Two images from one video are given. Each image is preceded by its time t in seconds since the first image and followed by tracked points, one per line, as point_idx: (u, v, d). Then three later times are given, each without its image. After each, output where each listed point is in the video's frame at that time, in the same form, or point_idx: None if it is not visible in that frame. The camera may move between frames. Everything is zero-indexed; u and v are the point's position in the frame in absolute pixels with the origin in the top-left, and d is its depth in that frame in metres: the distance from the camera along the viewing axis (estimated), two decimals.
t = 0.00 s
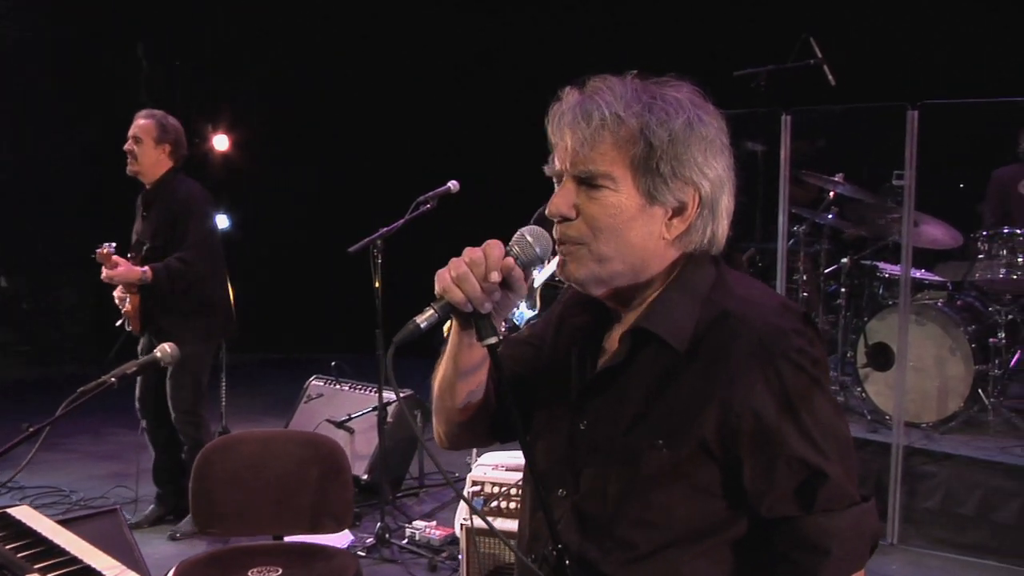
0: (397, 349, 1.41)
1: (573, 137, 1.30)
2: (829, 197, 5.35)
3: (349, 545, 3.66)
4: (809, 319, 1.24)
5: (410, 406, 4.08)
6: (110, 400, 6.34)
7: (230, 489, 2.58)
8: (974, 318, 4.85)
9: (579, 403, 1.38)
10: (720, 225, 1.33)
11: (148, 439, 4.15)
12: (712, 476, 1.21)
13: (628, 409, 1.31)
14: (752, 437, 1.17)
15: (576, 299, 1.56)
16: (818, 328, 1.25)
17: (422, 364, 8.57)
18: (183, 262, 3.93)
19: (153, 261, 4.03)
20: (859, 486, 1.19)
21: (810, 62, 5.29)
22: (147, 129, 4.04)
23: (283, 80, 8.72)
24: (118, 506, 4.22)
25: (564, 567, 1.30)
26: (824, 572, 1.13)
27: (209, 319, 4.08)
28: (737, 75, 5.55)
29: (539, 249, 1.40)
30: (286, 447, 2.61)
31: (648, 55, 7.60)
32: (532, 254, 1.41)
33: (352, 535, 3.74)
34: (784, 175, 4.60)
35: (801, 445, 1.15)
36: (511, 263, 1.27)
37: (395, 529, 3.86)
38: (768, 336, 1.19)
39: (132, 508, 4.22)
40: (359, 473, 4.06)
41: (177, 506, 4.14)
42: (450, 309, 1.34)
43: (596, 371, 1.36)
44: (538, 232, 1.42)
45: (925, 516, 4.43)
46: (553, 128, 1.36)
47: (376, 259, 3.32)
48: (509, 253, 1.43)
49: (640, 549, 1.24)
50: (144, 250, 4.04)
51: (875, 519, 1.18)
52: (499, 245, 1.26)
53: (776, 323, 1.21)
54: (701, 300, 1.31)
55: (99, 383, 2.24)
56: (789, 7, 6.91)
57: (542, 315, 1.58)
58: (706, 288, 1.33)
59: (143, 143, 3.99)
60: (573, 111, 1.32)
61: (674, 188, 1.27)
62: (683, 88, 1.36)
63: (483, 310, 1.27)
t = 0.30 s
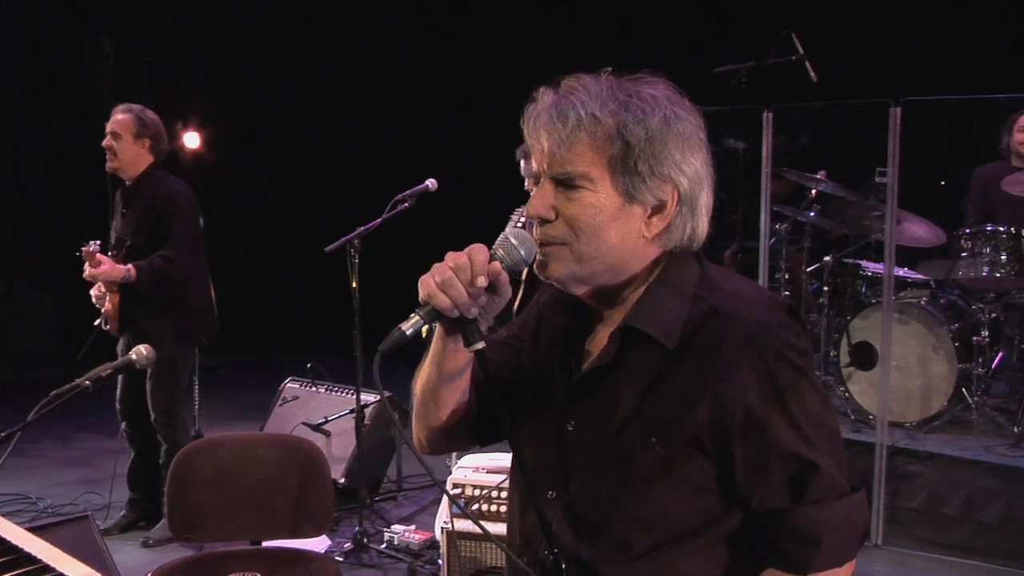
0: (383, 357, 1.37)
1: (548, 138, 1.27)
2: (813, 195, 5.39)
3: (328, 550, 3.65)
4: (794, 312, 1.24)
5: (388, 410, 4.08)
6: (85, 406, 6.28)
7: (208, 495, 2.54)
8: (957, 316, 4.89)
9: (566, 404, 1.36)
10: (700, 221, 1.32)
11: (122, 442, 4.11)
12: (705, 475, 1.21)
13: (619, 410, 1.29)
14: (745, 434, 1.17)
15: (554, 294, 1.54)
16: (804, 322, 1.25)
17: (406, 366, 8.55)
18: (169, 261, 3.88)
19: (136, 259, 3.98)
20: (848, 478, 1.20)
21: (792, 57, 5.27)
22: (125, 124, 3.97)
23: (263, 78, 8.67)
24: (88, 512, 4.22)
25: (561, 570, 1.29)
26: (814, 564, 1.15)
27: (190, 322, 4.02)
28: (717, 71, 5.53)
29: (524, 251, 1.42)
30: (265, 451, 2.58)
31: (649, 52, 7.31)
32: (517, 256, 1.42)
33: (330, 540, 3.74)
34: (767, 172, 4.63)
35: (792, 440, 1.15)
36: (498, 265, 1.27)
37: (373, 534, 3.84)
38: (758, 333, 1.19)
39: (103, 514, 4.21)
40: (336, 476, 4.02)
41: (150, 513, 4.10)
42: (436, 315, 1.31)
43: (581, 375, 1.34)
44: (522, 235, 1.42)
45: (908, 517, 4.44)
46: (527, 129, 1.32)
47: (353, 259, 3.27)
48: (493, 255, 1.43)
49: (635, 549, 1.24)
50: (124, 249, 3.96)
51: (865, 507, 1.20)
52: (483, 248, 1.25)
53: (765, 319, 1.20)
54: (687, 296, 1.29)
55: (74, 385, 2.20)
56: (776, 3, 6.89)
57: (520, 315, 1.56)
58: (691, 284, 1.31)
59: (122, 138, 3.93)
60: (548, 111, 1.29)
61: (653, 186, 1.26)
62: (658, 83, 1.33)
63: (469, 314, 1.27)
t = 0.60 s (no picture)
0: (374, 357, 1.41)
1: (533, 137, 1.29)
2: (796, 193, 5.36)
3: (308, 554, 3.66)
4: (782, 308, 1.26)
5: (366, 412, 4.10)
6: (62, 410, 6.22)
7: (185, 499, 2.51)
8: (942, 315, 4.85)
9: (556, 404, 1.38)
10: (684, 215, 1.34)
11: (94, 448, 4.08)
12: (696, 473, 1.23)
13: (609, 410, 1.30)
14: (734, 431, 1.19)
15: (540, 296, 1.55)
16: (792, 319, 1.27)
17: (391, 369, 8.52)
18: (153, 265, 3.85)
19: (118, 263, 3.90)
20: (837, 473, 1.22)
21: (775, 54, 5.26)
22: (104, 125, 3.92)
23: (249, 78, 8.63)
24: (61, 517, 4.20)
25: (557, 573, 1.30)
26: (806, 560, 1.17)
27: (169, 326, 3.99)
28: (699, 70, 5.52)
29: (513, 253, 1.40)
30: (243, 455, 2.56)
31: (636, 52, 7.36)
32: (506, 258, 1.41)
33: (308, 545, 3.74)
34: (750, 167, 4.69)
35: (780, 436, 1.17)
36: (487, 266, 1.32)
37: (353, 538, 3.86)
38: (745, 330, 1.21)
39: (76, 519, 4.19)
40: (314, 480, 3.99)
41: (123, 519, 4.08)
42: (426, 317, 1.35)
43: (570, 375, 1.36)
44: (513, 236, 1.42)
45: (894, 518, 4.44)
46: (511, 129, 1.34)
47: (332, 258, 3.22)
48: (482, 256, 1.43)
49: (626, 551, 1.25)
50: (104, 252, 3.90)
51: (853, 504, 1.22)
52: (473, 252, 1.29)
53: (752, 316, 1.22)
54: (675, 293, 1.31)
55: (49, 388, 2.15)
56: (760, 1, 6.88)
57: (503, 314, 1.57)
58: (678, 280, 1.33)
59: (101, 139, 3.88)
60: (531, 110, 1.30)
61: (639, 182, 1.28)
62: (638, 79, 1.35)
63: (460, 317, 1.31)
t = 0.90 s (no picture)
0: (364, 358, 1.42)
1: (527, 137, 1.32)
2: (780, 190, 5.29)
3: (286, 558, 3.68)
4: (772, 311, 1.30)
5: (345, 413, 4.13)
6: (38, 414, 6.15)
7: (165, 501, 2.53)
8: (925, 313, 4.88)
9: (546, 404, 1.41)
10: (676, 214, 1.37)
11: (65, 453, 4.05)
12: (687, 472, 1.26)
13: (601, 408, 1.33)
14: (725, 431, 1.22)
15: (530, 295, 1.56)
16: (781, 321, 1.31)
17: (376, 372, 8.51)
18: (124, 263, 3.81)
19: (86, 260, 3.85)
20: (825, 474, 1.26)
21: (757, 51, 5.26)
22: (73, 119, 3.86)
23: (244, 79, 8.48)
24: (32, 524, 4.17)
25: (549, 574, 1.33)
26: (796, 560, 1.21)
27: (143, 326, 3.95)
28: (681, 66, 5.49)
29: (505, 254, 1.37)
30: (221, 458, 2.57)
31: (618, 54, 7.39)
32: (498, 260, 1.38)
33: (287, 549, 3.74)
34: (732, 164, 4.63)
35: (771, 436, 1.21)
36: (486, 274, 1.35)
37: (333, 542, 3.87)
38: (736, 330, 1.25)
39: (48, 526, 4.16)
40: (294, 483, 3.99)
41: (96, 524, 4.05)
42: (415, 319, 1.36)
43: (561, 375, 1.39)
44: (503, 238, 1.38)
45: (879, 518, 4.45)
46: (504, 129, 1.36)
47: (310, 258, 3.20)
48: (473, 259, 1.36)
49: (615, 550, 1.28)
50: (74, 249, 3.85)
51: (841, 505, 1.26)
52: (461, 252, 1.30)
53: (744, 317, 1.26)
54: (665, 294, 1.34)
55: (24, 391, 2.12)
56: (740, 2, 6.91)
57: (493, 314, 1.56)
58: (669, 281, 1.36)
59: (70, 134, 3.81)
60: (524, 110, 1.33)
61: (632, 181, 1.30)
62: (628, 79, 1.38)
63: (452, 319, 1.33)
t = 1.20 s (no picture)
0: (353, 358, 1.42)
1: (511, 132, 1.30)
2: (762, 189, 5.31)
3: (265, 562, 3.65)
4: (761, 308, 1.28)
5: (322, 416, 4.12)
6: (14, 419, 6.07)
7: (142, 507, 2.51)
8: (911, 312, 4.93)
9: (533, 402, 1.39)
10: (663, 209, 1.35)
11: (35, 459, 4.02)
12: (674, 470, 1.25)
13: (587, 406, 1.31)
14: (712, 429, 1.21)
15: (520, 293, 1.54)
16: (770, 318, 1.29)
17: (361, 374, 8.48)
18: (94, 265, 3.77)
19: (56, 263, 3.81)
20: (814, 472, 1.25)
21: (740, 48, 5.24)
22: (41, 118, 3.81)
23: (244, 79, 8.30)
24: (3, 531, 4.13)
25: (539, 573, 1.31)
26: (785, 559, 1.20)
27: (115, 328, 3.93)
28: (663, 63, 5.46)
29: (495, 252, 1.35)
30: (199, 460, 2.56)
31: (604, 53, 7.35)
32: (488, 257, 1.35)
33: (264, 555, 3.71)
34: (716, 161, 4.63)
35: (758, 434, 1.20)
36: (476, 272, 1.32)
37: (312, 547, 3.85)
38: (724, 327, 1.23)
39: (18, 532, 4.13)
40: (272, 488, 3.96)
41: (68, 531, 4.01)
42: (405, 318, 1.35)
43: (549, 372, 1.37)
44: (493, 236, 1.36)
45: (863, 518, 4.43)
46: (490, 125, 1.34)
47: (290, 257, 3.17)
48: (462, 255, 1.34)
49: (603, 549, 1.27)
50: (43, 252, 3.81)
51: (831, 504, 1.25)
52: (449, 251, 1.27)
53: (731, 315, 1.24)
54: (653, 290, 1.32)
55: None
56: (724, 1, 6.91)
57: (485, 311, 1.56)
58: (656, 278, 1.34)
59: (38, 134, 3.77)
60: (508, 105, 1.31)
61: (618, 175, 1.29)
62: (612, 73, 1.37)
63: (441, 317, 1.30)
